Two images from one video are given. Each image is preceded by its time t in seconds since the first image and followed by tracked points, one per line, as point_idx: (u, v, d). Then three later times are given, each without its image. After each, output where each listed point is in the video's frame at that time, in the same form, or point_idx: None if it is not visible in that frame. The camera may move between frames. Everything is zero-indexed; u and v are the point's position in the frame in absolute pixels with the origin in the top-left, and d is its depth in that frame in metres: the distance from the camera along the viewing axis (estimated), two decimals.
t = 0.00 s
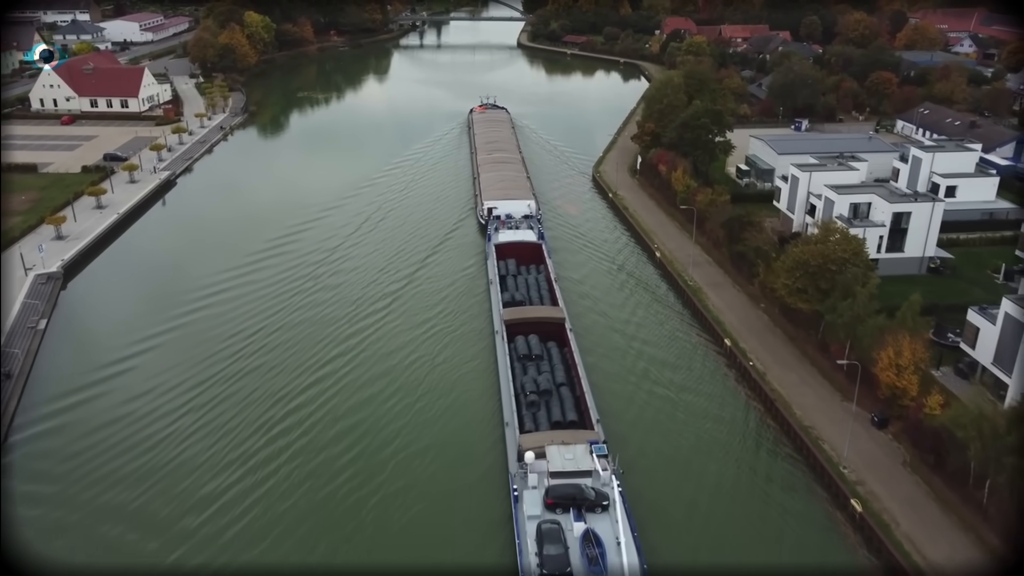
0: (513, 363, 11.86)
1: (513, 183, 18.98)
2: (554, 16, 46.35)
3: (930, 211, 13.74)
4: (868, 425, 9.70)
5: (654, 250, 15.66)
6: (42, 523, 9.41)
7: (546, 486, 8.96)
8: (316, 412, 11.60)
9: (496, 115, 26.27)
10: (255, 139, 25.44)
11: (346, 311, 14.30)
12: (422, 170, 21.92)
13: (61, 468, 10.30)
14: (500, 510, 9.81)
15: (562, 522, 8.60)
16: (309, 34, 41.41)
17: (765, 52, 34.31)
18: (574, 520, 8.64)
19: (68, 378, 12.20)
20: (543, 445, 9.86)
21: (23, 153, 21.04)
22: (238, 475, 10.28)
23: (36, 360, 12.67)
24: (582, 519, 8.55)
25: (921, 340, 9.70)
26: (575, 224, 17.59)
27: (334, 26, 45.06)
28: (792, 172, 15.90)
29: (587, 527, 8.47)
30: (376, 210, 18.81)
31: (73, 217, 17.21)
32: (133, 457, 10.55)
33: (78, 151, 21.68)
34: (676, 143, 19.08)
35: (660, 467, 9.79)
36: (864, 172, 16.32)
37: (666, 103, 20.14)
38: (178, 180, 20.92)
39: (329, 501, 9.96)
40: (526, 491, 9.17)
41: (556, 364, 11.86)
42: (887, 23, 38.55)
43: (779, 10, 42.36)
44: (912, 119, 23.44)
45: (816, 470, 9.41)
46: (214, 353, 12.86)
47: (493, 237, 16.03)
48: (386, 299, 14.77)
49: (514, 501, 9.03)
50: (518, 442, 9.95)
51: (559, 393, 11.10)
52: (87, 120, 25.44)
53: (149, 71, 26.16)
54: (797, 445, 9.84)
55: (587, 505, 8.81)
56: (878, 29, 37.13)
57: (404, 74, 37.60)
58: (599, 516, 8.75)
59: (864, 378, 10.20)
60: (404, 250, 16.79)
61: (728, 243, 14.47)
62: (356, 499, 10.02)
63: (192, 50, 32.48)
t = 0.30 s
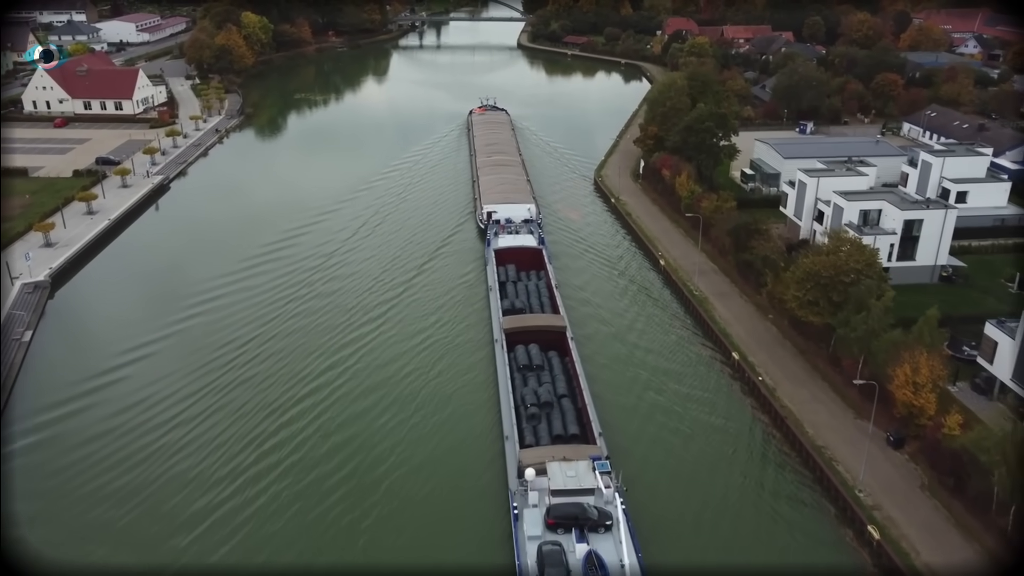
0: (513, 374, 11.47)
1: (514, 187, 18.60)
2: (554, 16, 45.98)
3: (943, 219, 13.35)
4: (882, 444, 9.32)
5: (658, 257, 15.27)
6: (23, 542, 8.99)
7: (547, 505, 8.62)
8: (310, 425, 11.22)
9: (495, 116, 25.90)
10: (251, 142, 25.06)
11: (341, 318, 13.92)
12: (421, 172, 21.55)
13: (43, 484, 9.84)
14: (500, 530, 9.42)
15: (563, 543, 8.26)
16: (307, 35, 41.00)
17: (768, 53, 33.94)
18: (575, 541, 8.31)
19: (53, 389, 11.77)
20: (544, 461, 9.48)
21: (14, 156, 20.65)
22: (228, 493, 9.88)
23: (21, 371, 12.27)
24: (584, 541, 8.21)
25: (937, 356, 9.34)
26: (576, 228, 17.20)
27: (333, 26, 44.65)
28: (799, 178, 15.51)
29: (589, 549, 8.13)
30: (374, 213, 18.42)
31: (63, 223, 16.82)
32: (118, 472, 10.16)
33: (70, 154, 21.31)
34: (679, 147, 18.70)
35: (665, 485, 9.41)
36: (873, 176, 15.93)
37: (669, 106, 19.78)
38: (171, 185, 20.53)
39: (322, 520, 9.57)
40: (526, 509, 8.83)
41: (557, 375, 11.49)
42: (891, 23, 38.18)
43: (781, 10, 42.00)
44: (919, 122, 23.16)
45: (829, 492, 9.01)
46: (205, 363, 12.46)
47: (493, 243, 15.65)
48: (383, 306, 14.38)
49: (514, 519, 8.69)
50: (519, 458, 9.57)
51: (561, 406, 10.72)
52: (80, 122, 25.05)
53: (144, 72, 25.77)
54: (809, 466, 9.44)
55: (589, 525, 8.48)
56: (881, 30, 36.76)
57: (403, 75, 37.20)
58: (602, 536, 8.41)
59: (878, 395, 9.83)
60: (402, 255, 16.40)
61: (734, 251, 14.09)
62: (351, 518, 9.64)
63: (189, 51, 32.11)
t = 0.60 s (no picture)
0: (513, 384, 11.14)
1: (514, 189, 18.25)
2: (555, 16, 45.60)
3: (954, 226, 13.01)
4: (897, 462, 8.99)
5: (661, 264, 14.93)
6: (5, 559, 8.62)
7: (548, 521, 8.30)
8: (304, 438, 10.86)
9: (495, 117, 25.57)
10: (249, 144, 24.75)
11: (337, 325, 13.55)
12: (421, 174, 21.18)
13: (26, 499, 9.46)
14: (499, 549, 9.07)
15: (565, 563, 7.92)
16: (305, 35, 40.64)
17: (770, 54, 33.65)
18: (578, 560, 7.98)
19: (40, 399, 11.39)
20: (546, 475, 9.13)
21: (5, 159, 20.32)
22: (218, 510, 9.52)
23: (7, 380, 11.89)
24: (587, 560, 7.89)
25: (954, 370, 9.01)
26: (578, 232, 16.85)
27: (331, 26, 44.30)
28: (805, 183, 15.15)
29: (593, 569, 7.81)
30: (372, 215, 18.04)
31: (53, 229, 16.45)
32: (105, 487, 9.78)
33: (63, 157, 20.97)
34: (683, 150, 18.36)
35: (672, 503, 9.06)
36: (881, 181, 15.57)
37: (672, 109, 19.45)
38: (166, 189, 20.16)
39: (315, 539, 9.21)
40: (526, 526, 8.50)
41: (558, 384, 11.15)
42: (894, 23, 37.85)
43: (783, 10, 41.61)
44: (925, 124, 22.92)
45: (843, 512, 8.65)
46: (197, 372, 12.09)
47: (492, 247, 15.31)
48: (381, 313, 14.02)
49: (514, 536, 8.37)
50: (519, 472, 9.23)
51: (562, 417, 10.39)
52: (74, 124, 24.69)
53: (139, 73, 25.39)
54: (820, 484, 9.09)
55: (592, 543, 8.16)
56: (885, 30, 36.43)
57: (402, 76, 36.81)
58: (605, 555, 8.09)
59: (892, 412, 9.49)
60: (400, 259, 16.02)
61: (741, 259, 13.74)
62: (345, 537, 9.28)
63: (185, 52, 31.78)
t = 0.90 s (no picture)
0: (513, 394, 10.81)
1: (514, 193, 17.91)
2: (555, 17, 45.27)
3: (966, 233, 12.69)
4: (912, 481, 8.68)
5: (665, 270, 14.60)
6: None
7: (550, 541, 8.04)
8: (299, 450, 10.54)
9: (495, 118, 25.22)
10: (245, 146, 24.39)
11: (335, 332, 13.21)
12: (420, 176, 20.83)
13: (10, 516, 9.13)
14: (499, 569, 8.74)
15: None
16: (303, 36, 40.31)
17: (773, 55, 33.32)
18: None
19: (26, 410, 11.04)
20: (547, 489, 8.81)
21: None
22: (207, 527, 9.15)
23: None
24: None
25: (971, 386, 8.71)
26: (580, 237, 16.51)
27: (330, 27, 43.96)
28: (812, 188, 14.82)
29: None
30: (371, 219, 17.70)
31: (44, 235, 16.11)
32: (90, 504, 9.42)
33: (56, 161, 20.62)
34: (687, 154, 18.03)
35: (679, 522, 8.74)
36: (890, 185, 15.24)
37: (675, 111, 19.11)
38: (160, 192, 19.82)
39: (310, 557, 8.88)
40: (527, 544, 8.22)
41: (559, 394, 10.82)
42: (898, 24, 37.51)
43: (786, 11, 41.28)
44: (931, 127, 22.53)
45: (855, 534, 8.34)
46: (188, 383, 11.74)
47: (492, 252, 14.98)
48: (379, 319, 13.69)
49: (514, 555, 8.11)
50: (519, 488, 8.91)
51: (564, 429, 10.07)
52: (69, 127, 24.33)
53: (134, 75, 25.03)
54: (832, 504, 8.78)
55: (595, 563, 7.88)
56: (889, 31, 36.10)
57: (401, 77, 36.44)
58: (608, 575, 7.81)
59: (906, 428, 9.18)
60: (399, 264, 15.69)
61: (747, 266, 13.42)
62: (340, 554, 8.95)
63: (182, 53, 31.44)
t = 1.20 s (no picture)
0: (514, 406, 10.46)
1: (514, 196, 17.56)
2: (556, 17, 44.93)
3: (979, 240, 12.36)
4: (928, 502, 8.37)
5: (669, 277, 14.26)
6: None
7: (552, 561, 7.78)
8: (295, 462, 10.21)
9: (495, 119, 24.87)
10: (241, 148, 24.04)
11: (332, 339, 12.87)
12: (419, 179, 20.48)
13: None
14: None
15: None
16: (301, 36, 39.98)
17: (776, 56, 32.99)
18: None
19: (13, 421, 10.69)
20: (549, 505, 8.46)
21: None
22: (197, 545, 8.80)
23: None
24: None
25: (989, 402, 8.39)
26: (581, 242, 16.17)
27: (329, 27, 43.62)
28: (819, 194, 14.48)
29: None
30: (369, 222, 17.35)
31: (34, 242, 15.77)
32: (76, 521, 9.05)
33: (48, 164, 20.29)
34: (690, 158, 17.70)
35: (685, 542, 8.39)
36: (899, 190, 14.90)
37: (678, 114, 18.77)
38: (153, 197, 19.46)
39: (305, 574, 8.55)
40: (528, 564, 7.89)
41: (561, 405, 10.48)
42: (901, 24, 37.19)
43: (788, 11, 40.94)
44: (938, 129, 22.24)
45: (869, 556, 8.03)
46: (178, 394, 11.37)
47: (492, 257, 14.63)
48: (378, 326, 13.34)
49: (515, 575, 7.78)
50: (520, 505, 8.57)
51: (565, 443, 9.72)
52: (62, 129, 24.00)
53: (128, 76, 24.67)
54: (844, 524, 8.46)
55: None
56: (892, 32, 35.77)
57: (400, 78, 36.07)
58: None
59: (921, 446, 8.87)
60: (398, 269, 15.35)
61: (753, 273, 13.08)
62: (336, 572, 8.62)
63: (178, 54, 31.09)
